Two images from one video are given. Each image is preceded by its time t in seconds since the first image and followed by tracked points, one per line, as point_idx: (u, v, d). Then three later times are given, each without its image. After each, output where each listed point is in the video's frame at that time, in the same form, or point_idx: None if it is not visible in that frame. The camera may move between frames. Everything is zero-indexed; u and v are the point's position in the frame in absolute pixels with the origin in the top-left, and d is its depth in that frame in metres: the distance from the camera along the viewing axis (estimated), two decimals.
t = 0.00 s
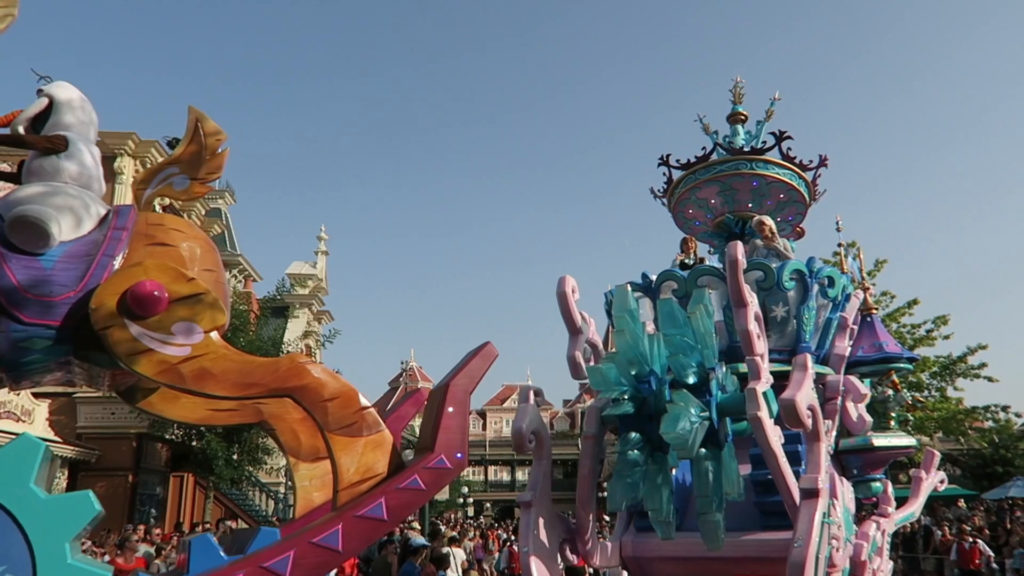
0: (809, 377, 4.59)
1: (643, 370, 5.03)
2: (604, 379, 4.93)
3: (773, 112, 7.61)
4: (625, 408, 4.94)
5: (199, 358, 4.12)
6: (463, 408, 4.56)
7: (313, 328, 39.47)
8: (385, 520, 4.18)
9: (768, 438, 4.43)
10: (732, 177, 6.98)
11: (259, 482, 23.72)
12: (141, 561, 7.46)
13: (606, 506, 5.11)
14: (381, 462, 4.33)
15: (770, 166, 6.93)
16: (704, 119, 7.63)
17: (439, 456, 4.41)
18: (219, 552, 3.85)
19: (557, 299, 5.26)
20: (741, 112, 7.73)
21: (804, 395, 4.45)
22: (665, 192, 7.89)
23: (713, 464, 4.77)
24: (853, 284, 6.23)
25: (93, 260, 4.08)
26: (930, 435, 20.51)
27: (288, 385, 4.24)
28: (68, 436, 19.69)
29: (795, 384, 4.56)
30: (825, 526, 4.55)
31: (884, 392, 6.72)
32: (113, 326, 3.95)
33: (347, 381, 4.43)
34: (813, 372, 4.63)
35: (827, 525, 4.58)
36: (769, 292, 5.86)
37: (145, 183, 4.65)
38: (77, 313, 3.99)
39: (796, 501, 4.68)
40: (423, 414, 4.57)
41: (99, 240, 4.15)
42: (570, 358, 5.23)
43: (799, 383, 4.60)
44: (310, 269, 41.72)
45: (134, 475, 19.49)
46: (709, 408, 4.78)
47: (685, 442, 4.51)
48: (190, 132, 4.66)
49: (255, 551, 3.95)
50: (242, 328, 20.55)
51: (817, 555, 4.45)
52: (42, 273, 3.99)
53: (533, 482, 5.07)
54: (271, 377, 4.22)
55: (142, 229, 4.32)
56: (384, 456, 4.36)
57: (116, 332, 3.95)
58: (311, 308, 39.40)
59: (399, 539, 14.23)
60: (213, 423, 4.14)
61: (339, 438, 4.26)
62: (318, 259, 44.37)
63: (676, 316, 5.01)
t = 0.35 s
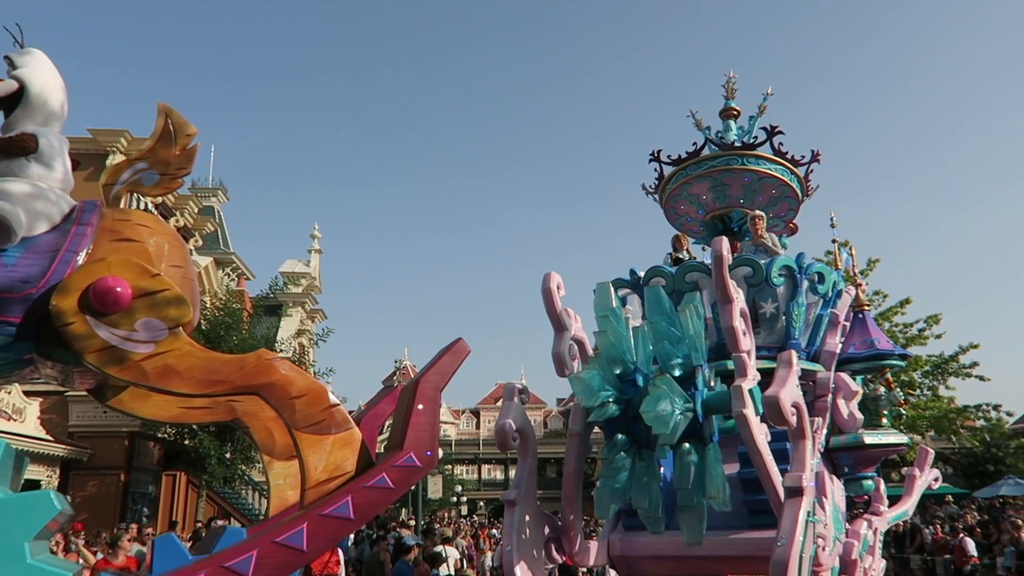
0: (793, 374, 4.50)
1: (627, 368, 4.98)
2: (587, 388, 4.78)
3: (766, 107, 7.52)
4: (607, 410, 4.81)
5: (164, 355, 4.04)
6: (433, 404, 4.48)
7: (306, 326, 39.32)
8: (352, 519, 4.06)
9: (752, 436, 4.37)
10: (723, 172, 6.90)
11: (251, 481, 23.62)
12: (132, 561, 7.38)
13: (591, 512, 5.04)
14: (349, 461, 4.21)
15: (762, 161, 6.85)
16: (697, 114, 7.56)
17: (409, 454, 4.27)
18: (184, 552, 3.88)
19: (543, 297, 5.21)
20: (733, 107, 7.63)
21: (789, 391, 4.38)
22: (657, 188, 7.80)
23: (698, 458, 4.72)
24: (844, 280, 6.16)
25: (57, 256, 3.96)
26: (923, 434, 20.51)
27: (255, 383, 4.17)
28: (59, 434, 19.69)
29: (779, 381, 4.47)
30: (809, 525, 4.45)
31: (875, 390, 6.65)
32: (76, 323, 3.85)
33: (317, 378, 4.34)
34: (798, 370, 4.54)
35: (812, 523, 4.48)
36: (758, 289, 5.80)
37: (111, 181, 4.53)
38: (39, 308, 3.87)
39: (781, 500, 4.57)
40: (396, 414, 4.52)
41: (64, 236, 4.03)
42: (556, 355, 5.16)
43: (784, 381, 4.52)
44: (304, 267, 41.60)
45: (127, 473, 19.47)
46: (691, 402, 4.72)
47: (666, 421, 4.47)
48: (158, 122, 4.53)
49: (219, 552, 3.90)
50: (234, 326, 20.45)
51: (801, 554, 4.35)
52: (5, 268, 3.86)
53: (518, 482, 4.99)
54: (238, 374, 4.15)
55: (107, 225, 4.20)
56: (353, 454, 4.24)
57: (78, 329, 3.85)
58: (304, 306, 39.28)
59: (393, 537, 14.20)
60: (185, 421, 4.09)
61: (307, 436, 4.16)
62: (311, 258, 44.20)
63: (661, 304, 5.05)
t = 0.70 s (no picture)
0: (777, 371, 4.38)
1: (611, 368, 4.90)
2: (568, 397, 4.77)
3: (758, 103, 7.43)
4: (589, 410, 4.78)
5: (127, 352, 3.99)
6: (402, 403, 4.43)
7: (297, 324, 39.20)
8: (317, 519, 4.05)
9: (736, 432, 4.29)
10: (714, 168, 6.83)
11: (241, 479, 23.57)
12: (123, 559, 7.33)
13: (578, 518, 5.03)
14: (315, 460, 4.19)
15: (752, 157, 6.77)
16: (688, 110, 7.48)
17: (376, 452, 4.23)
18: (146, 553, 3.91)
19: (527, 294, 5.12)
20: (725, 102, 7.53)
21: (772, 389, 4.24)
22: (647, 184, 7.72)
23: (678, 454, 4.70)
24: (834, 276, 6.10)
25: (20, 251, 3.93)
26: (913, 433, 20.53)
27: (222, 381, 4.15)
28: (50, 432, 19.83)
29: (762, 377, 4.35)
30: (792, 524, 4.30)
31: (865, 387, 6.58)
32: (37, 318, 3.83)
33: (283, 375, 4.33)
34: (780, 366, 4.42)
35: (795, 523, 4.32)
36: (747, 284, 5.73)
37: (82, 177, 4.65)
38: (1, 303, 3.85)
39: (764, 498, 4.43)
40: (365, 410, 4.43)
41: (28, 230, 4.00)
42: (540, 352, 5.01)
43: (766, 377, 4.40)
44: (296, 264, 41.45)
45: (117, 470, 19.64)
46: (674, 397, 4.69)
47: (645, 400, 4.48)
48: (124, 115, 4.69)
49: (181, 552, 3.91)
50: (226, 323, 20.36)
51: (784, 553, 4.19)
52: None
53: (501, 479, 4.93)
54: (205, 371, 4.12)
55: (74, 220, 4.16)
56: (320, 454, 4.23)
57: (39, 324, 3.82)
58: (296, 304, 39.16)
59: (384, 534, 14.20)
60: (156, 419, 4.06)
61: (274, 435, 4.15)
62: (303, 255, 44.10)
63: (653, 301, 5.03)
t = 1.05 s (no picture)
0: (756, 366, 4.27)
1: (591, 365, 4.86)
2: (548, 404, 4.67)
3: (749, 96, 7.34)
4: (571, 409, 4.69)
5: (91, 345, 4.38)
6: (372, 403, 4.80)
7: (288, 319, 39.02)
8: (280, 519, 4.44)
9: (717, 429, 4.22)
10: (703, 162, 6.76)
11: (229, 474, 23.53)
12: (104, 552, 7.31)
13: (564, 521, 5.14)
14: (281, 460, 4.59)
15: (741, 151, 6.70)
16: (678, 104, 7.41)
17: (343, 454, 4.61)
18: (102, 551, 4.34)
19: (507, 289, 5.02)
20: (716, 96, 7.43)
21: (749, 384, 4.16)
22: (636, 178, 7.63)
23: (656, 446, 4.66)
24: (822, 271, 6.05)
25: None
26: (900, 431, 20.60)
27: (190, 377, 4.55)
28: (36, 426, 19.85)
29: (741, 373, 4.27)
30: (770, 522, 4.19)
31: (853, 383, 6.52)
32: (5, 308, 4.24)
33: (251, 374, 4.72)
34: (760, 361, 4.29)
35: (773, 520, 4.21)
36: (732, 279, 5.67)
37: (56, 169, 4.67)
38: None
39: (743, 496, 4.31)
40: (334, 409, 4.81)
41: None
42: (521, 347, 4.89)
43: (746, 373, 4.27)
44: (286, 260, 41.30)
45: (104, 465, 19.90)
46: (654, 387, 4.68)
47: (622, 378, 4.49)
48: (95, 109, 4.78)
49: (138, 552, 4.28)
50: (215, 318, 20.24)
51: (761, 552, 4.09)
52: None
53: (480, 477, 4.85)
54: (173, 369, 4.53)
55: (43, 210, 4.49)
56: (285, 454, 4.63)
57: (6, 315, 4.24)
58: (286, 299, 39.01)
59: (374, 530, 14.18)
60: (128, 413, 4.43)
61: (241, 435, 4.56)
62: (294, 250, 43.95)
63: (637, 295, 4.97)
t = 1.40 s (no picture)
0: (735, 360, 4.22)
1: (570, 362, 4.84)
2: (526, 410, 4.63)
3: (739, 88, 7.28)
4: (551, 406, 4.65)
5: (56, 335, 5.07)
6: (338, 402, 5.51)
7: (278, 312, 38.91)
8: (240, 518, 5.10)
9: (697, 425, 4.12)
10: (691, 155, 6.70)
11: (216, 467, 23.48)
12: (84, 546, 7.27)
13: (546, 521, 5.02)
14: (244, 459, 5.28)
15: (730, 144, 6.65)
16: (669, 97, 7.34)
17: (307, 454, 5.31)
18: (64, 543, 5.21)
19: (489, 283, 4.97)
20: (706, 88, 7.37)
21: (727, 378, 4.10)
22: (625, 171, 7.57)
23: (633, 437, 4.56)
24: (808, 265, 6.01)
25: None
26: (887, 427, 20.69)
27: (154, 372, 5.22)
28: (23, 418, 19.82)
29: (719, 366, 4.20)
30: (748, 516, 4.13)
31: (839, 377, 6.42)
32: None
33: (215, 371, 5.38)
34: (739, 357, 4.24)
35: (751, 515, 4.16)
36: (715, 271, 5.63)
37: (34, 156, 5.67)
38: None
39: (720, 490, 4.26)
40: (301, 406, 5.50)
41: None
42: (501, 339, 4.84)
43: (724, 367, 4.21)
44: (276, 253, 41.17)
45: (92, 458, 19.88)
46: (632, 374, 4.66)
47: (599, 356, 4.55)
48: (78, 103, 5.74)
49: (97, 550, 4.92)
50: (204, 311, 20.02)
51: (738, 546, 4.03)
52: None
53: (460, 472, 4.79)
54: (139, 365, 5.20)
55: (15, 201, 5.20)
56: (248, 452, 5.30)
57: None
58: (276, 292, 38.79)
59: (363, 524, 14.10)
60: (101, 405, 5.14)
61: (207, 434, 5.22)
62: (284, 244, 43.83)
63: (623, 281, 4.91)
